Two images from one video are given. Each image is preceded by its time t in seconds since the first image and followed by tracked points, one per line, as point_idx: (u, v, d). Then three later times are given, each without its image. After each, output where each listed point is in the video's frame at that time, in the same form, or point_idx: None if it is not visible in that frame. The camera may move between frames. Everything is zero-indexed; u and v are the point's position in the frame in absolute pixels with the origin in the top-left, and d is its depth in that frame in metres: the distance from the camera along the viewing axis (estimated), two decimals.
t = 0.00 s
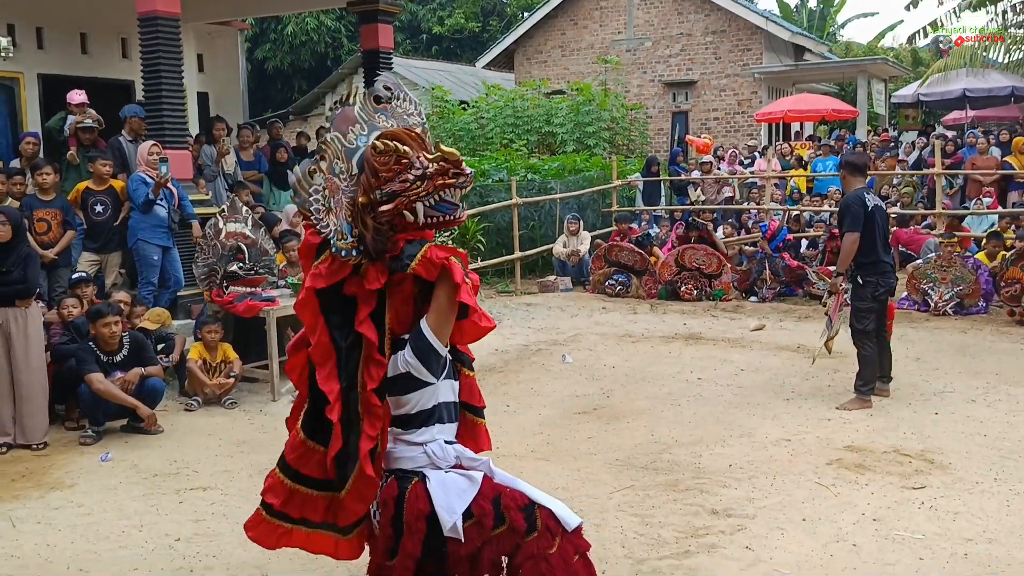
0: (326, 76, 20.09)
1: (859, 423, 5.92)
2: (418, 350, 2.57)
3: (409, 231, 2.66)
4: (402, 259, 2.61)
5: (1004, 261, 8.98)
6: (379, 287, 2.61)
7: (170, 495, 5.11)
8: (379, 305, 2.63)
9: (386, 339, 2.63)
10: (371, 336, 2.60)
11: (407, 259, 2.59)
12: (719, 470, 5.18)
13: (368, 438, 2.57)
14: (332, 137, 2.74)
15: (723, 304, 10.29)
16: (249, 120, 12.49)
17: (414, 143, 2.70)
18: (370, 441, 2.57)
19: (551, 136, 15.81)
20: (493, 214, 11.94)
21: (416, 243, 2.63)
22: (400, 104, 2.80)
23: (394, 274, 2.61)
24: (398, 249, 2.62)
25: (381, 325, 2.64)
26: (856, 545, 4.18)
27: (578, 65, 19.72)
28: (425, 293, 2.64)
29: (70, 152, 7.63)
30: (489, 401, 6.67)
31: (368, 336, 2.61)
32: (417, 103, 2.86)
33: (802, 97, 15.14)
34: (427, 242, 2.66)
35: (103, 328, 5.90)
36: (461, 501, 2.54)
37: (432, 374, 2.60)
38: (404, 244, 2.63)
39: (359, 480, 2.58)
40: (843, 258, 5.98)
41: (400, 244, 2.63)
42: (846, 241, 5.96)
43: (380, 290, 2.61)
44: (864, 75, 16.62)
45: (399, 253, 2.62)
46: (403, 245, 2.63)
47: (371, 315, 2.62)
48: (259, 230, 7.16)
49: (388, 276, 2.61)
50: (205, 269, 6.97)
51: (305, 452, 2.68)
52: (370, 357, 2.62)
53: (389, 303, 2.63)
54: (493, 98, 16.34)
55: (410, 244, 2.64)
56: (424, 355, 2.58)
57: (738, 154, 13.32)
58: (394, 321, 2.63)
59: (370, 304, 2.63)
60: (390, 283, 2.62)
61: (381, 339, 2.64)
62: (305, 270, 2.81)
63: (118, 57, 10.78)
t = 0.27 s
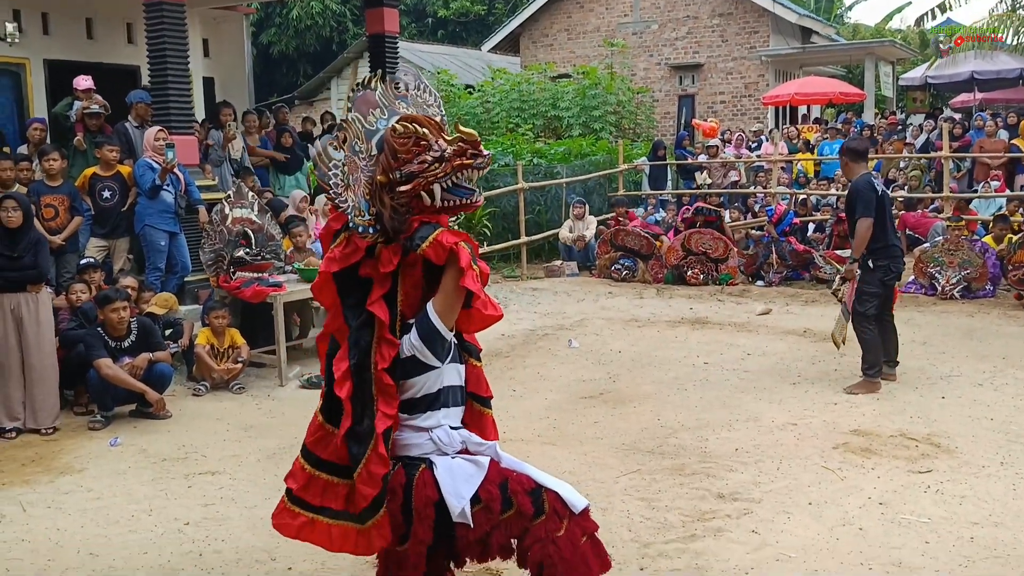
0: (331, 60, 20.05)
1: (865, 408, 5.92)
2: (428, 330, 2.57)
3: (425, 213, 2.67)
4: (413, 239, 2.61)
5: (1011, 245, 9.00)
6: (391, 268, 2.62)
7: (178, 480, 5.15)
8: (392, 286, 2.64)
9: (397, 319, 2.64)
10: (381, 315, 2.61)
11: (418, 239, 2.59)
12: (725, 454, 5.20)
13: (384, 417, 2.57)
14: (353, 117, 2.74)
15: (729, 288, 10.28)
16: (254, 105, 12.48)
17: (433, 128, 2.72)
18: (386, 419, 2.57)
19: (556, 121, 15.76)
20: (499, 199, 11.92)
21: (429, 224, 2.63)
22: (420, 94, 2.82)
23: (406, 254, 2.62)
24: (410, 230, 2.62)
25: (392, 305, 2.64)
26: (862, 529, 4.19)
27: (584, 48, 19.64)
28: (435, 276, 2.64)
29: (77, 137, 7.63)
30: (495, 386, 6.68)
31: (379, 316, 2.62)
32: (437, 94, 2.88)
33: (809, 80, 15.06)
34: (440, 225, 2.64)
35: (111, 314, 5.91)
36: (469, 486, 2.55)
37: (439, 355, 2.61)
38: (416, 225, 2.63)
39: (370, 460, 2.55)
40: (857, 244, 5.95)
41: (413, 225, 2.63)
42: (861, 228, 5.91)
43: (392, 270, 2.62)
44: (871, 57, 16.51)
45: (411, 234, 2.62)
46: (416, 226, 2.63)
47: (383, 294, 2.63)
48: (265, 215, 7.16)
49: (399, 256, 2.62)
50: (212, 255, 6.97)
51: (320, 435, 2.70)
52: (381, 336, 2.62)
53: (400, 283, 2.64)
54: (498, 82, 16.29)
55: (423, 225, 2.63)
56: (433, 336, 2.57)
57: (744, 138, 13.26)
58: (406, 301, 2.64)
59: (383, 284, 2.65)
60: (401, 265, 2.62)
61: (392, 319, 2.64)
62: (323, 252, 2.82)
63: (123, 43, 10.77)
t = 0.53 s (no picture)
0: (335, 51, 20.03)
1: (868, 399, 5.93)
2: (430, 321, 2.58)
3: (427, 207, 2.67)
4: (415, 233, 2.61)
5: (1015, 237, 9.08)
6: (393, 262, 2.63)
7: (183, 470, 5.17)
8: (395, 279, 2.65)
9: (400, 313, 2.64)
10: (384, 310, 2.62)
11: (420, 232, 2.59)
12: (728, 446, 5.20)
13: (389, 413, 2.59)
14: (353, 112, 2.76)
15: (733, 280, 10.28)
16: (259, 96, 12.48)
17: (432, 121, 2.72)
18: (390, 414, 2.59)
19: (561, 111, 15.74)
20: (503, 190, 11.92)
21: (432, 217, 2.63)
22: (416, 87, 2.81)
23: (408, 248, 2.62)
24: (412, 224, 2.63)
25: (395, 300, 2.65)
26: (864, 520, 4.20)
27: (589, 39, 19.59)
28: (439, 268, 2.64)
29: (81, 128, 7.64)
30: (499, 377, 6.70)
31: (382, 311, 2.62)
32: (433, 87, 2.86)
33: (814, 71, 15.01)
34: (442, 219, 2.64)
35: (117, 304, 5.93)
36: (469, 478, 2.56)
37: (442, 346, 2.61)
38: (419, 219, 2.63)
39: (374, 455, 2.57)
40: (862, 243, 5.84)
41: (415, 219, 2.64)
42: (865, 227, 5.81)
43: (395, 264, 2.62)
44: (877, 47, 16.45)
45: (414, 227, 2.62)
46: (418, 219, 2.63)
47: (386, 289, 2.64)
48: (269, 206, 7.18)
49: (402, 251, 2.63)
50: (217, 247, 7.00)
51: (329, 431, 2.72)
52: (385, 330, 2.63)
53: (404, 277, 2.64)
54: (502, 73, 16.26)
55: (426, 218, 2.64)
56: (435, 328, 2.58)
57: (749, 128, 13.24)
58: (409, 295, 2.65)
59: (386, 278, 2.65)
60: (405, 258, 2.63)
61: (396, 313, 2.65)
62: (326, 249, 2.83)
63: (128, 33, 10.77)
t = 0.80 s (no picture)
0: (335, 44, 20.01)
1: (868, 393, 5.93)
2: (429, 320, 2.59)
3: (420, 206, 2.68)
4: (410, 231, 2.61)
5: (1016, 231, 9.07)
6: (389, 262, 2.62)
7: (184, 463, 5.18)
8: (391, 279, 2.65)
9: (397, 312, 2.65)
10: (381, 310, 2.62)
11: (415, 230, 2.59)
12: (728, 440, 5.21)
13: (388, 411, 2.61)
14: (342, 111, 2.72)
15: (733, 274, 10.28)
16: (259, 89, 12.47)
17: (421, 118, 2.72)
18: (389, 413, 2.61)
19: (561, 105, 15.72)
20: (503, 183, 11.91)
21: (426, 215, 2.63)
22: (404, 83, 2.83)
23: (403, 247, 2.62)
24: (407, 223, 2.63)
25: (393, 298, 2.65)
26: (864, 514, 4.21)
27: (589, 32, 19.56)
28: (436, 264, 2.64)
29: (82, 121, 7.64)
30: (499, 371, 6.71)
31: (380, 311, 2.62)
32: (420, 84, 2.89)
33: (815, 64, 14.99)
34: (437, 216, 2.65)
35: (117, 298, 5.93)
36: (470, 471, 2.57)
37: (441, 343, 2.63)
38: (413, 217, 2.64)
39: (376, 452, 2.60)
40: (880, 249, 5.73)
41: (409, 218, 2.64)
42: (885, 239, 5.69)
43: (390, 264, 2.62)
44: (878, 41, 16.42)
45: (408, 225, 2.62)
46: (412, 218, 2.64)
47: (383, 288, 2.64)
48: (269, 200, 7.17)
49: (398, 251, 2.62)
50: (217, 240, 7.02)
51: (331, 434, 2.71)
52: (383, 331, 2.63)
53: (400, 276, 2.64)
54: (503, 66, 16.23)
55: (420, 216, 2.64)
56: (435, 325, 2.59)
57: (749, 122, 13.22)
58: (405, 294, 2.65)
59: (382, 278, 2.65)
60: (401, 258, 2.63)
61: (393, 311, 2.65)
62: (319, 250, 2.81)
63: (128, 26, 10.75)
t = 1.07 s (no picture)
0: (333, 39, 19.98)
1: (866, 389, 5.94)
2: (433, 318, 2.59)
3: (422, 203, 2.67)
4: (412, 230, 2.61)
5: (1013, 226, 9.10)
6: (392, 260, 2.62)
7: (183, 459, 5.18)
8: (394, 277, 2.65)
9: (401, 311, 2.65)
10: (385, 309, 2.62)
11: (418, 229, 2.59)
12: (727, 435, 5.22)
13: (388, 410, 2.61)
14: (337, 114, 2.74)
15: (732, 269, 10.28)
16: (257, 84, 12.46)
17: (418, 115, 2.70)
18: (389, 412, 2.61)
19: (559, 100, 15.70)
20: (501, 179, 11.90)
21: (427, 213, 2.63)
22: (401, 76, 2.86)
23: (406, 245, 2.62)
24: (409, 221, 2.63)
25: (396, 296, 2.65)
26: (862, 509, 4.21)
27: (587, 27, 19.53)
28: (438, 261, 2.64)
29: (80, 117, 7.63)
30: (497, 366, 6.71)
31: (384, 310, 2.62)
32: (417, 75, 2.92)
33: (813, 59, 14.97)
34: (437, 214, 2.65)
35: (113, 296, 5.94)
36: (473, 465, 2.58)
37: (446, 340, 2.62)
38: (415, 216, 2.63)
39: (379, 449, 2.59)
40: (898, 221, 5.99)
41: (411, 216, 2.63)
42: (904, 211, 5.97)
43: (392, 263, 2.62)
44: (876, 36, 16.41)
45: (411, 223, 2.62)
46: (413, 217, 2.63)
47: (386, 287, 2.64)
48: (267, 195, 7.17)
49: (400, 249, 2.62)
50: (214, 236, 6.97)
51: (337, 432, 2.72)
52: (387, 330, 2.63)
53: (402, 274, 2.64)
54: (501, 61, 16.21)
55: (422, 214, 2.63)
56: (439, 323, 2.59)
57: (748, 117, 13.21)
58: (408, 292, 2.65)
59: (385, 276, 2.65)
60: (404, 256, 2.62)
61: (396, 310, 2.65)
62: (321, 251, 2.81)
63: (125, 22, 10.73)
